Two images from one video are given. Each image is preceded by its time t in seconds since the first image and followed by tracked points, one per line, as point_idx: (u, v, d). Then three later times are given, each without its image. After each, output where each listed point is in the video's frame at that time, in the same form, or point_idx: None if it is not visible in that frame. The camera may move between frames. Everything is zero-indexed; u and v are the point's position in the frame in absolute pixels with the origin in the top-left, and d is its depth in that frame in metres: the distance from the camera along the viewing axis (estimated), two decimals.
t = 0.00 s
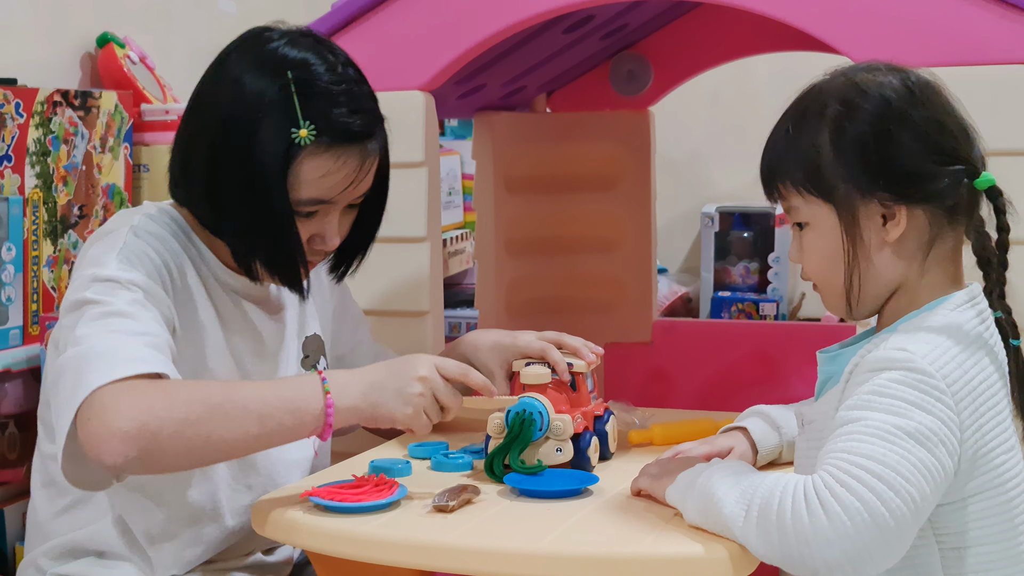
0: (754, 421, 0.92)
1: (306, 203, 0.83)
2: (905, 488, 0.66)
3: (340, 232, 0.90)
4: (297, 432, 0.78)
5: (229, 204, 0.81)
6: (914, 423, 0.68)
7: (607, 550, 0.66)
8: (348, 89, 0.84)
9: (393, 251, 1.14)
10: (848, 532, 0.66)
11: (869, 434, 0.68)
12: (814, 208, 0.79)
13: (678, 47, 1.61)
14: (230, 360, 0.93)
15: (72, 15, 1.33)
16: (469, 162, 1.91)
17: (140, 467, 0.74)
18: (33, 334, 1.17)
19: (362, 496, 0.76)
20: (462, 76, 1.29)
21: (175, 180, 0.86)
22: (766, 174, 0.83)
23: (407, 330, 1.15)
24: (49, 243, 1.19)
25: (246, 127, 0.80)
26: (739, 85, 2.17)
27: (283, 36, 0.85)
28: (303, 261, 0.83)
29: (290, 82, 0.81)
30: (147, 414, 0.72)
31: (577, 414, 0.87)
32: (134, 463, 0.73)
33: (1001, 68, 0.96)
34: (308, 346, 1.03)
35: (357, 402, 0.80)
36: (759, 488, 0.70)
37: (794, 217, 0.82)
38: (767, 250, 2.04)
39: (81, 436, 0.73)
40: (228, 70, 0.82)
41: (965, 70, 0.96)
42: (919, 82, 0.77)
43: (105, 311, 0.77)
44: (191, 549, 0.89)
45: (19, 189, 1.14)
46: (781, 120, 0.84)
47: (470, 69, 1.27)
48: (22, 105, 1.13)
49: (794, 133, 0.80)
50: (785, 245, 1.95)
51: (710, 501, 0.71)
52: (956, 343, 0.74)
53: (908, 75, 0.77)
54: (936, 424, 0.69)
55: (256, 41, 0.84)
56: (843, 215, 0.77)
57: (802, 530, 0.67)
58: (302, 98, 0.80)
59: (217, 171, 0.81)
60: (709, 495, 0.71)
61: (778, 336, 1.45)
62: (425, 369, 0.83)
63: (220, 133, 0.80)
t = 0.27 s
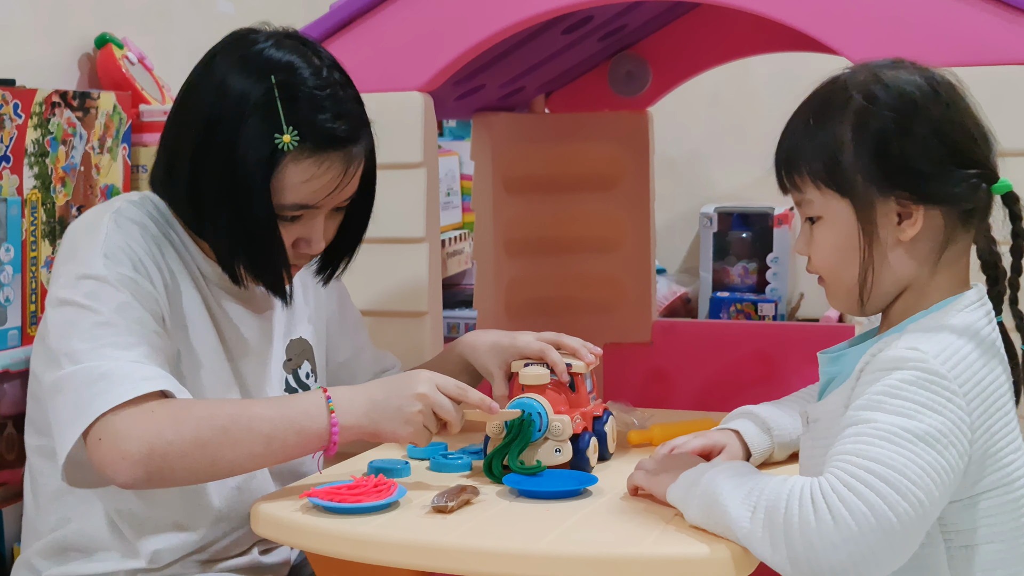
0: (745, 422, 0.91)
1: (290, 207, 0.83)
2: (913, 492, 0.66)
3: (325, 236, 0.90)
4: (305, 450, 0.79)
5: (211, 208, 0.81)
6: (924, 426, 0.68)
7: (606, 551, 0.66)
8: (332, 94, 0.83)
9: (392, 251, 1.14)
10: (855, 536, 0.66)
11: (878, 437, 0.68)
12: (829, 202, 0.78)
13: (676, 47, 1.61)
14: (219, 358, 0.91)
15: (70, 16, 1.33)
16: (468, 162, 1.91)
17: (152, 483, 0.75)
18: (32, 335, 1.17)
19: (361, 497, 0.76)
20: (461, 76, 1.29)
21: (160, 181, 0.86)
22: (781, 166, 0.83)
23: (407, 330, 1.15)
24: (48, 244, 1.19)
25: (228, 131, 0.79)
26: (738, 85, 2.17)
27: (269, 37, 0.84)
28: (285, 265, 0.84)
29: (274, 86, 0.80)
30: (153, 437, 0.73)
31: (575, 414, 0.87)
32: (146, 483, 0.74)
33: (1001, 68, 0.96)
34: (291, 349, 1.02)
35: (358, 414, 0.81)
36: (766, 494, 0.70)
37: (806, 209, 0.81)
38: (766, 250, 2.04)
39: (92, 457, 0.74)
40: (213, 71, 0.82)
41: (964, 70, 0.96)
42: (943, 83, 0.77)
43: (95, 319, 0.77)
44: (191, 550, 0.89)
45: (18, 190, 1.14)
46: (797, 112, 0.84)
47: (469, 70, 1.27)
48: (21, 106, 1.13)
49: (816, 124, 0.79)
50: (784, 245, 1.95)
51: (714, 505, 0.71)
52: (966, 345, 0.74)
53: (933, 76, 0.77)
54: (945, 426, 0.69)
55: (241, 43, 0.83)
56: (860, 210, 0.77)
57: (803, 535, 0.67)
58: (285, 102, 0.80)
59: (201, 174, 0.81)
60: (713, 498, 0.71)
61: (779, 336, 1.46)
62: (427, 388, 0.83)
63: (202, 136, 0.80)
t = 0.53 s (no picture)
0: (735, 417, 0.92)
1: (285, 208, 0.82)
2: (932, 491, 0.67)
3: (321, 237, 0.90)
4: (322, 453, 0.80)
5: (206, 208, 0.81)
6: (941, 425, 0.68)
7: (611, 551, 0.66)
8: (330, 95, 0.82)
9: (394, 251, 1.14)
10: (875, 537, 0.66)
11: (895, 438, 0.68)
12: (841, 200, 0.78)
13: (675, 48, 1.61)
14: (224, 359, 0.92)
15: (71, 15, 1.33)
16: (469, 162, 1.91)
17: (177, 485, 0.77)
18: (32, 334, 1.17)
19: (364, 496, 0.76)
20: (462, 76, 1.29)
21: (157, 178, 0.86)
22: (791, 160, 0.82)
23: (409, 330, 1.15)
24: (49, 243, 1.19)
25: (224, 131, 0.79)
26: (737, 86, 2.17)
27: (268, 37, 0.83)
28: (281, 264, 0.83)
29: (271, 87, 0.79)
30: (174, 450, 0.75)
31: (578, 414, 0.87)
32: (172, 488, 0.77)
33: (1004, 69, 0.96)
34: (286, 347, 1.02)
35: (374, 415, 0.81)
36: (780, 496, 0.70)
37: (812, 208, 0.81)
38: (766, 251, 2.04)
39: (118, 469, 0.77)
40: (212, 70, 0.81)
41: (967, 71, 0.96)
42: (961, 93, 0.77)
43: (92, 318, 0.77)
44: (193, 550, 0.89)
45: (20, 188, 1.14)
46: (809, 107, 0.83)
47: (470, 70, 1.27)
48: (22, 105, 1.13)
49: (834, 121, 0.79)
50: (784, 246, 1.96)
51: (728, 506, 0.70)
52: (978, 343, 0.74)
53: (954, 86, 0.78)
54: (961, 424, 0.69)
55: (240, 42, 0.83)
56: (873, 212, 0.77)
57: (817, 535, 0.67)
58: (282, 104, 0.79)
59: (199, 174, 0.80)
60: (727, 502, 0.70)
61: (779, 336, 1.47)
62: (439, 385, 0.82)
63: (197, 135, 0.80)
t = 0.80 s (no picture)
0: (737, 416, 0.92)
1: (289, 208, 0.82)
2: (918, 481, 0.67)
3: (326, 238, 0.89)
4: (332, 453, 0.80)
5: (211, 207, 0.81)
6: (924, 418, 0.69)
7: (614, 549, 0.66)
8: (336, 96, 0.82)
9: (398, 250, 1.14)
10: (862, 525, 0.66)
11: (880, 431, 0.68)
12: (828, 221, 0.76)
13: (677, 48, 1.61)
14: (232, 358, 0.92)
15: (75, 13, 1.33)
16: (471, 161, 1.91)
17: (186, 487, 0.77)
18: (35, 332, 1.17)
19: (369, 495, 0.76)
20: (465, 76, 1.29)
21: (163, 178, 0.86)
22: (776, 176, 0.80)
23: (412, 330, 1.15)
24: (52, 241, 1.19)
25: (229, 130, 0.79)
26: (739, 86, 2.17)
27: (276, 36, 0.84)
28: (285, 265, 0.83)
29: (278, 87, 0.79)
30: (185, 451, 0.75)
31: (581, 413, 0.87)
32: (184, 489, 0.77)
33: (1007, 70, 0.96)
34: (292, 346, 1.02)
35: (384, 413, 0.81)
36: (769, 491, 0.69)
37: (795, 226, 0.79)
38: (767, 251, 2.04)
39: (129, 470, 0.77)
40: (218, 69, 0.81)
41: (970, 72, 0.96)
42: (947, 115, 0.77)
43: (101, 319, 0.78)
44: (196, 549, 0.89)
45: (22, 186, 1.14)
46: (793, 120, 0.81)
47: (473, 69, 1.27)
48: (25, 103, 1.13)
49: (821, 139, 0.77)
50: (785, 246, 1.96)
51: (720, 502, 0.70)
52: (959, 344, 0.75)
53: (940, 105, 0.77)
54: (945, 420, 0.69)
55: (248, 41, 0.83)
56: (860, 234, 0.76)
57: (807, 531, 0.66)
58: (287, 104, 0.79)
59: (204, 172, 0.80)
60: (719, 497, 0.70)
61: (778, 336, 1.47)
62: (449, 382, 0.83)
63: (202, 134, 0.80)
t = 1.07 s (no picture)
0: (738, 419, 0.91)
1: (294, 214, 0.82)
2: (912, 490, 0.66)
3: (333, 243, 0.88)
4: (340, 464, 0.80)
5: (215, 211, 0.81)
6: (918, 427, 0.69)
7: (615, 552, 0.66)
8: (343, 103, 0.81)
9: (400, 251, 1.14)
10: (854, 535, 0.66)
11: (873, 439, 0.68)
12: (829, 232, 0.76)
13: (681, 49, 1.61)
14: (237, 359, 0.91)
15: (78, 13, 1.33)
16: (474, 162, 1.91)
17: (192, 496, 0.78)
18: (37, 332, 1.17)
19: (370, 496, 0.76)
20: (468, 76, 1.29)
21: (170, 181, 0.86)
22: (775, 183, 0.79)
23: (415, 331, 1.15)
24: (54, 241, 1.19)
25: (235, 134, 0.79)
26: (742, 87, 2.17)
27: (285, 41, 0.83)
28: (290, 271, 0.83)
29: (283, 93, 0.79)
30: (194, 461, 0.76)
31: (583, 415, 0.87)
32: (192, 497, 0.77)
33: (1013, 72, 0.96)
34: (297, 348, 1.03)
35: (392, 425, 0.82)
36: (765, 498, 0.69)
37: (794, 236, 0.79)
38: (769, 252, 2.04)
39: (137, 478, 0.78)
40: (227, 72, 0.81)
41: (974, 74, 0.96)
42: (948, 124, 0.77)
43: (111, 324, 0.78)
44: (198, 550, 0.89)
45: (24, 186, 1.14)
46: (791, 128, 0.80)
47: (476, 69, 1.27)
48: (28, 103, 1.13)
49: (821, 148, 0.76)
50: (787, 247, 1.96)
51: (716, 506, 0.70)
52: (954, 351, 0.75)
53: (941, 116, 0.77)
54: (939, 426, 0.69)
55: (257, 46, 0.83)
56: (859, 244, 0.75)
57: (801, 537, 0.66)
58: (293, 109, 0.79)
59: (209, 176, 0.81)
60: (716, 502, 0.71)
61: (778, 337, 1.48)
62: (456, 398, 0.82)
63: (208, 138, 0.80)
